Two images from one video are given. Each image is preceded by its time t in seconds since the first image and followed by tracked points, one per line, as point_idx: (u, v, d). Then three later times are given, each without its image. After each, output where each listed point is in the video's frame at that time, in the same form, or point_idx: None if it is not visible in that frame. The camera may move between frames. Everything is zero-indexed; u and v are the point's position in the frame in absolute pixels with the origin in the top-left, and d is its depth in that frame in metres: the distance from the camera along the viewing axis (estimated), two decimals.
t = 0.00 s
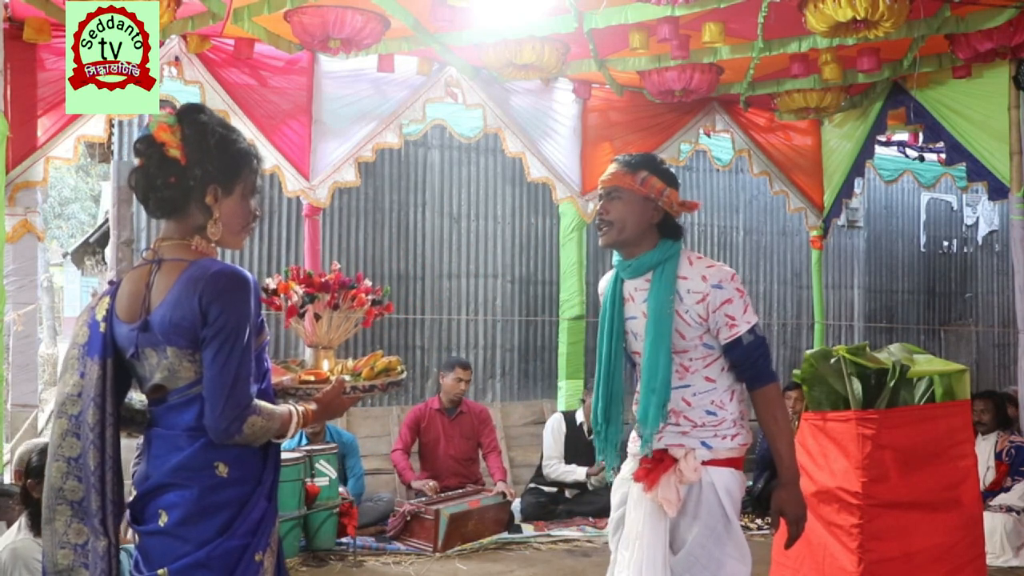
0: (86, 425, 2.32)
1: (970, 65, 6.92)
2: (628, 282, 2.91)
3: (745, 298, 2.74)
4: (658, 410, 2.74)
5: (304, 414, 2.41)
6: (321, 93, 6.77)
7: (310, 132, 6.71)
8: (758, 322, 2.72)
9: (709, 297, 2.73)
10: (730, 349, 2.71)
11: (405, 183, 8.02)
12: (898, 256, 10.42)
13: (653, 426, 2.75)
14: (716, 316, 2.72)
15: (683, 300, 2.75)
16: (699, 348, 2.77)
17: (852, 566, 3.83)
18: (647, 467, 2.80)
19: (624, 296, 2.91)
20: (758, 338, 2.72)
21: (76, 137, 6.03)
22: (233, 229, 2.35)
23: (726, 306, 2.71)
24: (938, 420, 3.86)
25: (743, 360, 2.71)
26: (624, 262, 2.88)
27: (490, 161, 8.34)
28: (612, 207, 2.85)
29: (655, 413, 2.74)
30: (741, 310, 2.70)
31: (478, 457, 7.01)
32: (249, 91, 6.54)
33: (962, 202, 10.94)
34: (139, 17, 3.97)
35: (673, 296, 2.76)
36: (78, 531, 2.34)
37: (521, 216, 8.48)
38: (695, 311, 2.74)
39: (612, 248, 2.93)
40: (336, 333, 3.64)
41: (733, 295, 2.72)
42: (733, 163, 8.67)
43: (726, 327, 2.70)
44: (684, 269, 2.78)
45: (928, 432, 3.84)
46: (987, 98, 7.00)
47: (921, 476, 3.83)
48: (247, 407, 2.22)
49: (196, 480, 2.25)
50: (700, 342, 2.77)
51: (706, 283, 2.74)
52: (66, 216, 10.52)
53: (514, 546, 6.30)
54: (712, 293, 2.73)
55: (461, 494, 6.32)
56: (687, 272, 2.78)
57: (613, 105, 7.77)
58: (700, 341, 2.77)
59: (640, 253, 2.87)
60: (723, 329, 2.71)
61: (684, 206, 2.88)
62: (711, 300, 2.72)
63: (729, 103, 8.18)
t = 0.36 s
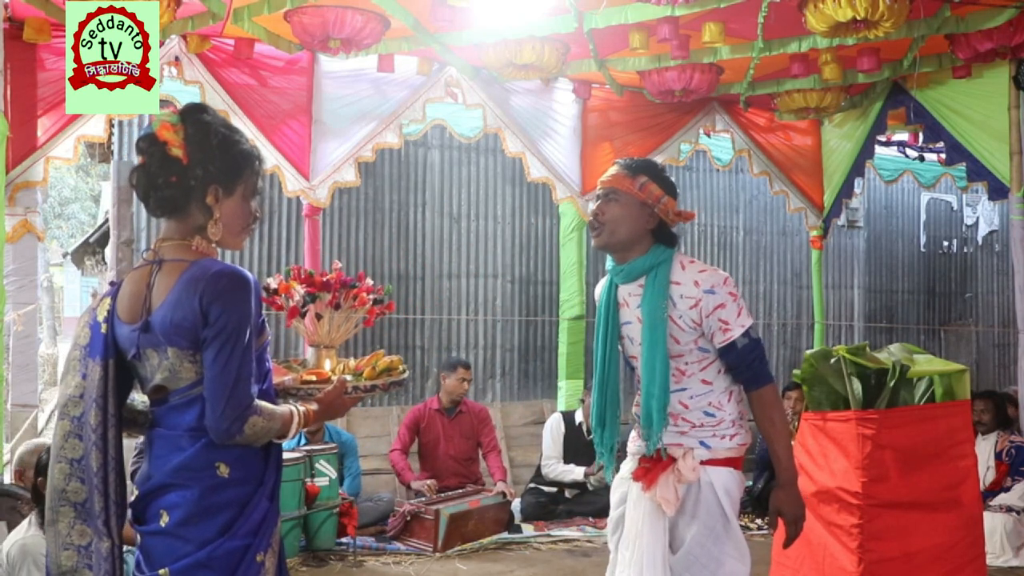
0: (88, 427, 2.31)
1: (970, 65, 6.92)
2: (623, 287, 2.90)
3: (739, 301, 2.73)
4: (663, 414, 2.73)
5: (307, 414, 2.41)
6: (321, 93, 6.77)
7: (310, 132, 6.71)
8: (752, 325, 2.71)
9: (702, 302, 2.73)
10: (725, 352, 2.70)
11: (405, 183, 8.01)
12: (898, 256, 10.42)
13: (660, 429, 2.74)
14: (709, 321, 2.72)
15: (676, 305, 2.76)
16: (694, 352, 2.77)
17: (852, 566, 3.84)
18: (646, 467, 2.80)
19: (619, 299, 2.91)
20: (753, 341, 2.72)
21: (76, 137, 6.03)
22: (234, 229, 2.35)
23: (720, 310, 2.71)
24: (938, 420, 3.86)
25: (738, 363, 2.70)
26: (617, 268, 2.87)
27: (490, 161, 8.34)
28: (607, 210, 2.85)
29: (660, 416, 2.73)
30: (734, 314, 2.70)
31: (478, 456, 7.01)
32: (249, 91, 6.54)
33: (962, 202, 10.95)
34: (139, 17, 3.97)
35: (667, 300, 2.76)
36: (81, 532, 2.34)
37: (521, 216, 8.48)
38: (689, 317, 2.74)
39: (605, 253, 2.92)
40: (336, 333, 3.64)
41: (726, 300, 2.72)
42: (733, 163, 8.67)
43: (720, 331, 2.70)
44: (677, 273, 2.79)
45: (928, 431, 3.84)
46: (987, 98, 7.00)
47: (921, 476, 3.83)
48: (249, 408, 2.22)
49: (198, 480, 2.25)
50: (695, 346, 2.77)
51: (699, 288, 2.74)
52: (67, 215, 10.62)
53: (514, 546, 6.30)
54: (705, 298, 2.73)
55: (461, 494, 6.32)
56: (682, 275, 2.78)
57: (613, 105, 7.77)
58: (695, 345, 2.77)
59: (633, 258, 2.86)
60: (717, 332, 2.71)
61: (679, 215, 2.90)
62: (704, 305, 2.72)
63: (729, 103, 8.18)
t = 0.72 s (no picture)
0: (88, 427, 2.31)
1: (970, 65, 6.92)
2: (625, 287, 2.90)
3: (742, 301, 2.73)
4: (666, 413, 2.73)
5: (309, 412, 2.42)
6: (321, 93, 6.77)
7: (310, 132, 6.71)
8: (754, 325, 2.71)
9: (705, 302, 2.73)
10: (727, 351, 2.71)
11: (405, 183, 8.01)
12: (898, 256, 10.42)
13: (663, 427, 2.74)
14: (712, 320, 2.72)
15: (680, 304, 2.76)
16: (696, 350, 2.77)
17: (852, 566, 3.84)
18: (646, 466, 2.80)
19: (622, 298, 2.91)
20: (754, 341, 2.72)
21: (76, 137, 6.03)
22: (233, 230, 2.35)
23: (722, 310, 2.71)
24: (938, 420, 3.86)
25: (739, 363, 2.71)
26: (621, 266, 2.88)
27: (490, 161, 8.35)
28: (603, 214, 2.85)
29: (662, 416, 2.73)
30: (737, 314, 2.70)
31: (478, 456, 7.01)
32: (249, 91, 6.54)
33: (962, 202, 10.95)
34: (139, 17, 3.98)
35: (671, 298, 2.76)
36: (81, 532, 2.34)
37: (521, 216, 8.48)
38: (693, 315, 2.75)
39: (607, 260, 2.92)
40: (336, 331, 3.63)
41: (729, 299, 2.72)
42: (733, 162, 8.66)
43: (722, 330, 2.70)
44: (681, 273, 2.79)
45: (928, 432, 3.84)
46: (987, 98, 7.00)
47: (921, 476, 3.83)
48: (251, 408, 2.22)
49: (198, 480, 2.25)
50: (698, 344, 2.77)
51: (702, 286, 2.74)
52: (68, 215, 10.66)
53: (514, 545, 6.30)
54: (709, 297, 2.73)
55: (461, 494, 6.32)
56: (685, 274, 2.78)
57: (613, 105, 7.77)
58: (698, 343, 2.77)
59: (636, 258, 2.86)
60: (718, 332, 2.71)
61: (673, 213, 2.90)
62: (708, 304, 2.73)
63: (729, 103, 8.19)
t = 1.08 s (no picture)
0: (88, 428, 2.31)
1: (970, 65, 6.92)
2: (631, 279, 2.90)
3: (745, 296, 2.74)
4: (671, 404, 2.74)
5: (309, 410, 2.42)
6: (321, 93, 6.78)
7: (310, 132, 6.71)
8: (756, 322, 2.72)
9: (709, 294, 2.73)
10: (727, 346, 2.71)
11: (405, 183, 8.01)
12: (898, 256, 10.42)
13: (668, 420, 2.75)
14: (715, 313, 2.72)
15: (684, 296, 2.75)
16: (698, 344, 2.77)
17: (852, 566, 3.84)
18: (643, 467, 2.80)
19: (626, 291, 2.90)
20: (755, 337, 2.73)
21: (76, 137, 6.03)
22: (229, 229, 2.35)
23: (726, 303, 2.72)
24: (938, 420, 3.86)
25: (738, 359, 2.71)
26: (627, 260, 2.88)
27: (490, 161, 8.35)
28: (605, 211, 2.85)
29: (669, 406, 2.74)
30: (739, 309, 2.71)
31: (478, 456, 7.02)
32: (249, 91, 6.54)
33: (962, 202, 10.95)
34: (139, 17, 3.99)
35: (676, 291, 2.76)
36: (83, 533, 2.34)
37: (521, 216, 8.49)
38: (695, 308, 2.74)
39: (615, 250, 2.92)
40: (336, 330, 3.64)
41: (732, 293, 2.73)
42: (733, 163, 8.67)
43: (724, 324, 2.71)
44: (686, 265, 2.79)
45: (928, 432, 3.84)
46: (987, 98, 7.00)
47: (921, 476, 3.83)
48: (249, 407, 2.22)
49: (196, 480, 2.25)
50: (699, 338, 2.77)
51: (706, 280, 2.74)
52: (68, 215, 10.69)
53: (514, 545, 6.30)
54: (713, 290, 2.73)
55: (461, 494, 6.33)
56: (691, 268, 2.78)
57: (613, 105, 7.77)
58: (699, 338, 2.77)
59: (642, 252, 2.86)
60: (721, 325, 2.72)
61: (676, 200, 2.90)
62: (711, 297, 2.73)
63: (729, 103, 8.19)
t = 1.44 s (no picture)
0: (85, 428, 2.32)
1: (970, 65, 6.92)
2: (634, 275, 2.90)
3: (748, 293, 2.75)
4: (673, 401, 2.73)
5: (305, 409, 2.41)
6: (321, 93, 6.78)
7: (310, 132, 6.71)
8: (757, 320, 2.73)
9: (713, 289, 2.74)
10: (728, 342, 2.74)
11: (405, 183, 8.01)
12: (898, 256, 10.42)
13: (668, 416, 2.74)
14: (717, 309, 2.74)
15: (687, 291, 2.76)
16: (699, 341, 2.77)
17: (853, 566, 3.85)
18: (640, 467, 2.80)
19: (628, 286, 2.90)
20: (756, 335, 2.74)
21: (76, 137, 6.03)
22: (227, 228, 2.35)
23: (729, 299, 2.73)
24: (937, 419, 3.85)
25: (738, 356, 2.73)
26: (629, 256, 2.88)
27: (490, 161, 8.35)
28: (609, 209, 2.87)
29: (671, 402, 2.73)
30: (743, 305, 2.72)
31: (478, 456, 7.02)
32: (249, 91, 6.54)
33: (962, 202, 10.95)
34: (139, 17, 3.99)
35: (679, 287, 2.76)
36: (79, 532, 2.34)
37: (521, 216, 8.49)
38: (698, 303, 2.75)
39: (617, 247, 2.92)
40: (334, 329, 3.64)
41: (736, 289, 2.74)
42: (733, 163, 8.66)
43: (726, 320, 2.73)
44: (690, 261, 2.79)
45: (927, 431, 3.83)
46: (987, 98, 7.00)
47: (921, 476, 3.82)
48: (247, 407, 2.22)
49: (193, 479, 2.25)
50: (700, 334, 2.77)
51: (711, 275, 2.75)
52: (68, 215, 10.70)
53: (514, 545, 6.30)
54: (717, 285, 2.74)
55: (461, 494, 6.33)
56: (694, 264, 2.79)
57: (613, 105, 7.77)
58: (700, 334, 2.77)
59: (644, 249, 2.87)
60: (723, 321, 2.73)
61: (679, 194, 2.90)
62: (715, 292, 2.74)
63: (729, 103, 8.18)
